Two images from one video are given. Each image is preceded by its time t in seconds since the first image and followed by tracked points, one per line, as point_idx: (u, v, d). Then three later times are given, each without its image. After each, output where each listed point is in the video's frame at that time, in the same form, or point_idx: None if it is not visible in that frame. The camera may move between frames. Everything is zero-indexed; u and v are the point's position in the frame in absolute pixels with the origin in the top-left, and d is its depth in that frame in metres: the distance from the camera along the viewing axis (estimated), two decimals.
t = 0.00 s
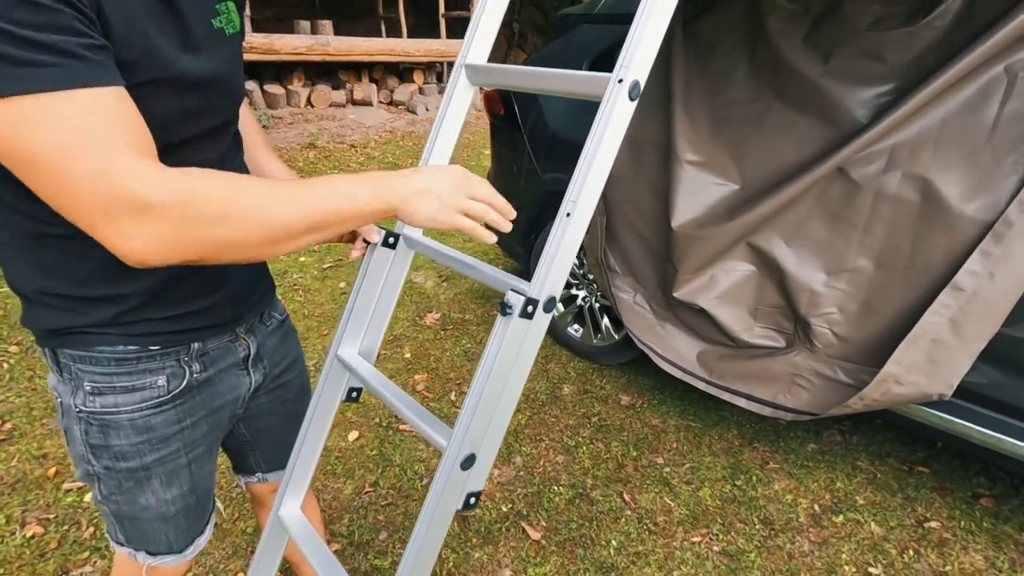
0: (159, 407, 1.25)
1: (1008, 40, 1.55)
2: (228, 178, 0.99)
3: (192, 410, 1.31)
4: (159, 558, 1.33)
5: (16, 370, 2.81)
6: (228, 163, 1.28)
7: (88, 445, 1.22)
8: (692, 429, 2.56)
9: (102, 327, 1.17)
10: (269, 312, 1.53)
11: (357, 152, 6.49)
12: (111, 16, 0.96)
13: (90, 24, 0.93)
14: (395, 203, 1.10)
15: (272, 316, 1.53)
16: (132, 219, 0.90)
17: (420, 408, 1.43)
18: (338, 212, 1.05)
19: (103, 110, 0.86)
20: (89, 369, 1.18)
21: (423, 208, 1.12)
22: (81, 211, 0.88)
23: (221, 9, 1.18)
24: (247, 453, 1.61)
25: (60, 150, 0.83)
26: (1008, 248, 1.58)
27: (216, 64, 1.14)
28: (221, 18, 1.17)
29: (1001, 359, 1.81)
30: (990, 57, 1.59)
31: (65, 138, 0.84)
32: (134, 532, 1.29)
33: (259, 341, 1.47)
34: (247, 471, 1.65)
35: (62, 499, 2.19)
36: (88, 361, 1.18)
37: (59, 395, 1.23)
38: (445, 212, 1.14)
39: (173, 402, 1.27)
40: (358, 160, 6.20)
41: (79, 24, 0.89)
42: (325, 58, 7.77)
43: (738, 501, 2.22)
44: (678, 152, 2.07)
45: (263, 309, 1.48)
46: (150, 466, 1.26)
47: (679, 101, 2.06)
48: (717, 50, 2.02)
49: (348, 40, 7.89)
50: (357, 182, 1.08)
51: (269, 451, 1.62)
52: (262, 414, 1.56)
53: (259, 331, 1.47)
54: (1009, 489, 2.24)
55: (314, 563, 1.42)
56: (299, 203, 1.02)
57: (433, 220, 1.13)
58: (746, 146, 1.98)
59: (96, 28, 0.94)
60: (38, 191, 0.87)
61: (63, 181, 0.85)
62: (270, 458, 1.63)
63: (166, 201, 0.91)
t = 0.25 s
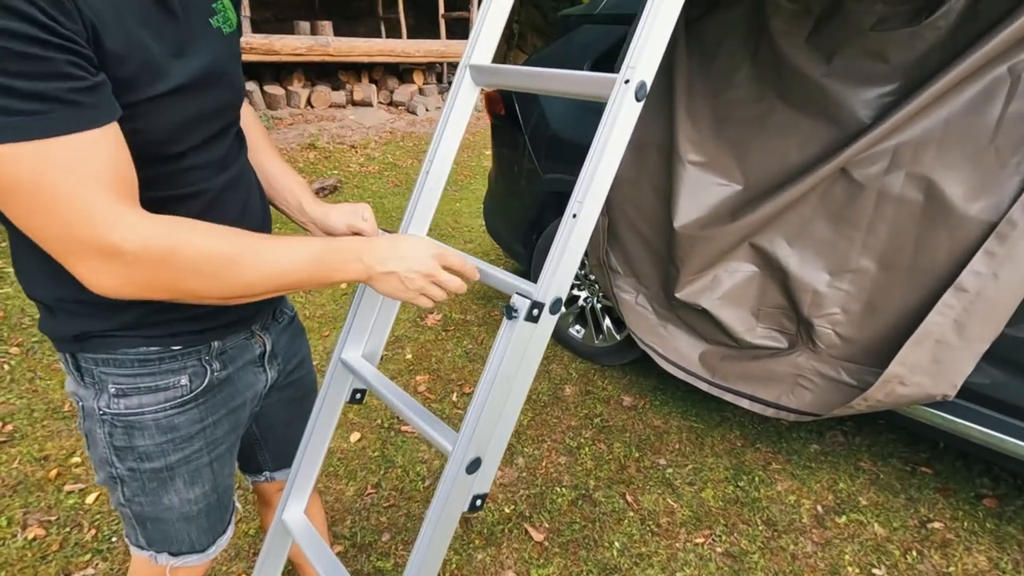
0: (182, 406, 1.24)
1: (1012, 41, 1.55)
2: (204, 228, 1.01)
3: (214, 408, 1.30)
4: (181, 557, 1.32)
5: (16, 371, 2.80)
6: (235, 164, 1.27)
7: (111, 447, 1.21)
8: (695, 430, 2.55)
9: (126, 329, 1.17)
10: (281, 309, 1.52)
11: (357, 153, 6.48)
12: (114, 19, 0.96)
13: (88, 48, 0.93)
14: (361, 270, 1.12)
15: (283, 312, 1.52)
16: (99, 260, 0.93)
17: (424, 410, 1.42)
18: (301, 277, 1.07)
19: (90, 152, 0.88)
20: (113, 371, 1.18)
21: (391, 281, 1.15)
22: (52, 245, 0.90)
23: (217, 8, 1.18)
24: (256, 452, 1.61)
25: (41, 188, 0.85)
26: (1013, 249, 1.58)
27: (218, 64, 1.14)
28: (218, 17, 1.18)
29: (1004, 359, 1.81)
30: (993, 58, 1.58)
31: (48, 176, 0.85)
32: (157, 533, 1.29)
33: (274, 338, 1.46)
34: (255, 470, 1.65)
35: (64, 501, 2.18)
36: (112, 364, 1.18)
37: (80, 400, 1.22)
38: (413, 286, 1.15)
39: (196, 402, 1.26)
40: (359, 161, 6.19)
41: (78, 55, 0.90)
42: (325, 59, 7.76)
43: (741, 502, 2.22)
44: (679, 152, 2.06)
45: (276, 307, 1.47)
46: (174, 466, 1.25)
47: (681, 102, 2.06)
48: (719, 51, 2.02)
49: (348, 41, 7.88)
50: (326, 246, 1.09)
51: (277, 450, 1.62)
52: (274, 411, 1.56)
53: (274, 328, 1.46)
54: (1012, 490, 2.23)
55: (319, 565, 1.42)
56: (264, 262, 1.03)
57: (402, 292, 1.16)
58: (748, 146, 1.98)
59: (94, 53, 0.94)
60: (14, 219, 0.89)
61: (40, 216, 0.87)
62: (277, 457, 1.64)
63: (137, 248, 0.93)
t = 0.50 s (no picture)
0: (188, 406, 1.24)
1: (1010, 39, 1.55)
2: (242, 208, 1.01)
3: (219, 409, 1.30)
4: (186, 558, 1.32)
5: (15, 374, 2.80)
6: (238, 166, 1.27)
7: (117, 447, 1.21)
8: (694, 429, 2.56)
9: (131, 331, 1.17)
10: (285, 309, 1.52)
11: (356, 154, 6.48)
12: (115, 21, 0.96)
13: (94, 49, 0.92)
14: (405, 235, 1.12)
15: (287, 312, 1.52)
16: (147, 253, 0.93)
17: (424, 411, 1.42)
18: (348, 245, 1.06)
19: (117, 145, 0.88)
20: (119, 371, 1.18)
21: (436, 242, 1.16)
22: (97, 243, 0.91)
23: (215, 8, 1.18)
24: (258, 451, 1.61)
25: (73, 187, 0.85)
26: (1012, 247, 1.58)
27: (217, 66, 1.14)
28: (216, 18, 1.18)
29: (1003, 358, 1.81)
30: (991, 57, 1.59)
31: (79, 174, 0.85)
32: (162, 533, 1.28)
33: (279, 338, 1.46)
34: (257, 470, 1.65)
35: (63, 503, 2.18)
36: (118, 364, 1.18)
37: (87, 400, 1.23)
38: (459, 242, 1.18)
39: (202, 402, 1.26)
40: (357, 162, 6.19)
41: (84, 55, 0.89)
42: (323, 60, 7.76)
43: (742, 502, 2.22)
44: (679, 152, 2.06)
45: (280, 306, 1.47)
46: (179, 466, 1.25)
47: (680, 102, 2.06)
48: (718, 51, 2.02)
49: (347, 42, 7.88)
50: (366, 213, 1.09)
51: (279, 450, 1.62)
52: (278, 410, 1.56)
53: (278, 329, 1.46)
54: (1012, 488, 2.23)
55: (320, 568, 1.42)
56: (309, 235, 1.03)
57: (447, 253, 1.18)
58: (748, 146, 1.98)
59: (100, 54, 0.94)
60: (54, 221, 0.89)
61: (78, 216, 0.87)
62: (281, 456, 1.63)
63: (179, 237, 0.94)
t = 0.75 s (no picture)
0: (190, 407, 1.24)
1: (1004, 38, 1.56)
2: (270, 182, 1.01)
3: (220, 409, 1.30)
4: (187, 559, 1.32)
5: (12, 376, 2.80)
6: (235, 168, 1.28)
7: (119, 449, 1.20)
8: (692, 429, 2.56)
9: (133, 334, 1.17)
10: (284, 310, 1.53)
11: (353, 154, 6.49)
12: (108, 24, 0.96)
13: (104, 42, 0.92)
14: (434, 193, 1.12)
15: (286, 313, 1.52)
16: (185, 235, 0.93)
17: (420, 411, 1.43)
18: (381, 205, 1.07)
19: (138, 128, 0.88)
20: (121, 373, 1.18)
21: (468, 198, 1.16)
22: (136, 231, 0.91)
23: (210, 10, 1.18)
24: (257, 451, 1.61)
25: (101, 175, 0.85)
26: (1006, 245, 1.59)
27: (213, 70, 1.14)
28: (211, 20, 1.18)
29: (997, 355, 1.82)
30: (984, 55, 1.59)
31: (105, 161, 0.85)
32: (163, 534, 1.28)
33: (278, 338, 1.47)
34: (256, 470, 1.65)
35: (60, 506, 2.18)
36: (120, 366, 1.18)
37: (88, 402, 1.22)
38: (490, 198, 1.17)
39: (204, 403, 1.26)
40: (355, 163, 6.19)
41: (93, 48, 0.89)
42: (320, 61, 7.76)
43: (739, 500, 2.22)
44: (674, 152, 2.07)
45: (279, 307, 1.48)
46: (181, 467, 1.25)
47: (676, 103, 2.07)
48: (713, 51, 2.03)
49: (344, 43, 7.88)
50: (390, 175, 1.09)
51: (277, 450, 1.62)
52: (278, 411, 1.56)
53: (278, 329, 1.47)
54: (1008, 485, 2.24)
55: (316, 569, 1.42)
56: (340, 199, 1.04)
57: (481, 209, 1.17)
58: (743, 146, 1.99)
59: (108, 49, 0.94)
60: (87, 216, 0.89)
61: (111, 204, 0.87)
62: (279, 457, 1.64)
63: (214, 214, 0.94)
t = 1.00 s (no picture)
0: (198, 408, 1.25)
1: (998, 37, 1.56)
2: (278, 188, 1.02)
3: (227, 409, 1.31)
4: (194, 558, 1.32)
5: (10, 378, 2.80)
6: (236, 171, 1.28)
7: (127, 450, 1.20)
8: (690, 428, 2.57)
9: (141, 336, 1.18)
10: (285, 309, 1.53)
11: (351, 154, 6.49)
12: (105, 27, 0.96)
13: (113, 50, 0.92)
14: (440, 198, 1.12)
15: (287, 312, 1.53)
16: (195, 242, 0.94)
17: (418, 411, 1.43)
18: (388, 211, 1.07)
19: (149, 134, 0.87)
20: (130, 375, 1.18)
21: (473, 203, 1.16)
22: (146, 238, 0.91)
23: (210, 13, 1.19)
24: (258, 452, 1.62)
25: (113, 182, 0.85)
26: (1001, 243, 1.60)
27: (213, 73, 1.15)
28: (211, 22, 1.18)
29: (994, 353, 1.82)
30: (979, 55, 1.60)
31: (117, 168, 0.85)
32: (171, 534, 1.28)
33: (281, 338, 1.48)
34: (256, 470, 1.65)
35: (59, 507, 2.18)
36: (128, 368, 1.18)
37: (95, 404, 1.22)
38: (495, 203, 1.18)
39: (211, 403, 1.27)
40: (353, 163, 6.20)
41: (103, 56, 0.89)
42: (318, 61, 7.76)
43: (737, 498, 2.23)
44: (672, 152, 2.07)
45: (280, 306, 1.49)
46: (190, 467, 1.25)
47: (673, 102, 2.07)
48: (710, 51, 2.03)
49: (341, 43, 7.88)
50: (397, 179, 1.10)
51: (278, 450, 1.63)
52: (278, 410, 1.57)
53: (280, 329, 1.48)
54: (1004, 482, 2.25)
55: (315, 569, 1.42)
56: (347, 205, 1.04)
57: (487, 214, 1.18)
58: (740, 145, 1.99)
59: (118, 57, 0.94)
60: (97, 221, 0.89)
61: (123, 211, 0.87)
62: (279, 456, 1.64)
63: (224, 221, 0.94)
